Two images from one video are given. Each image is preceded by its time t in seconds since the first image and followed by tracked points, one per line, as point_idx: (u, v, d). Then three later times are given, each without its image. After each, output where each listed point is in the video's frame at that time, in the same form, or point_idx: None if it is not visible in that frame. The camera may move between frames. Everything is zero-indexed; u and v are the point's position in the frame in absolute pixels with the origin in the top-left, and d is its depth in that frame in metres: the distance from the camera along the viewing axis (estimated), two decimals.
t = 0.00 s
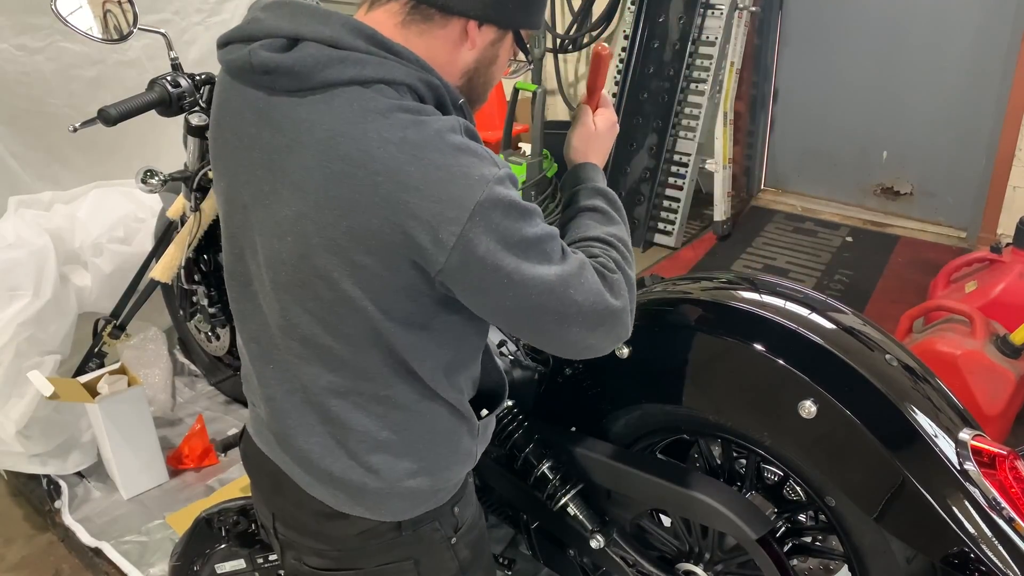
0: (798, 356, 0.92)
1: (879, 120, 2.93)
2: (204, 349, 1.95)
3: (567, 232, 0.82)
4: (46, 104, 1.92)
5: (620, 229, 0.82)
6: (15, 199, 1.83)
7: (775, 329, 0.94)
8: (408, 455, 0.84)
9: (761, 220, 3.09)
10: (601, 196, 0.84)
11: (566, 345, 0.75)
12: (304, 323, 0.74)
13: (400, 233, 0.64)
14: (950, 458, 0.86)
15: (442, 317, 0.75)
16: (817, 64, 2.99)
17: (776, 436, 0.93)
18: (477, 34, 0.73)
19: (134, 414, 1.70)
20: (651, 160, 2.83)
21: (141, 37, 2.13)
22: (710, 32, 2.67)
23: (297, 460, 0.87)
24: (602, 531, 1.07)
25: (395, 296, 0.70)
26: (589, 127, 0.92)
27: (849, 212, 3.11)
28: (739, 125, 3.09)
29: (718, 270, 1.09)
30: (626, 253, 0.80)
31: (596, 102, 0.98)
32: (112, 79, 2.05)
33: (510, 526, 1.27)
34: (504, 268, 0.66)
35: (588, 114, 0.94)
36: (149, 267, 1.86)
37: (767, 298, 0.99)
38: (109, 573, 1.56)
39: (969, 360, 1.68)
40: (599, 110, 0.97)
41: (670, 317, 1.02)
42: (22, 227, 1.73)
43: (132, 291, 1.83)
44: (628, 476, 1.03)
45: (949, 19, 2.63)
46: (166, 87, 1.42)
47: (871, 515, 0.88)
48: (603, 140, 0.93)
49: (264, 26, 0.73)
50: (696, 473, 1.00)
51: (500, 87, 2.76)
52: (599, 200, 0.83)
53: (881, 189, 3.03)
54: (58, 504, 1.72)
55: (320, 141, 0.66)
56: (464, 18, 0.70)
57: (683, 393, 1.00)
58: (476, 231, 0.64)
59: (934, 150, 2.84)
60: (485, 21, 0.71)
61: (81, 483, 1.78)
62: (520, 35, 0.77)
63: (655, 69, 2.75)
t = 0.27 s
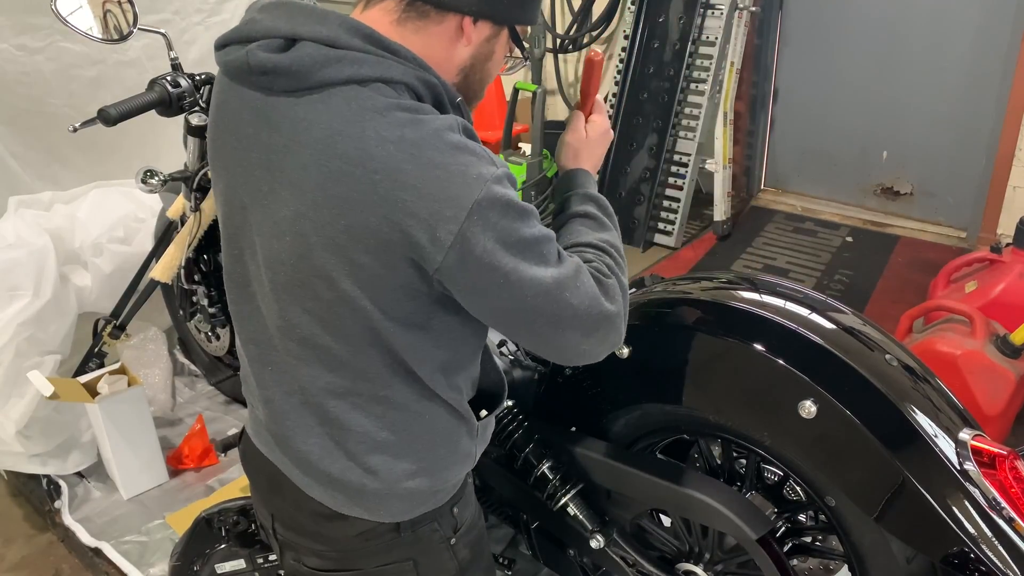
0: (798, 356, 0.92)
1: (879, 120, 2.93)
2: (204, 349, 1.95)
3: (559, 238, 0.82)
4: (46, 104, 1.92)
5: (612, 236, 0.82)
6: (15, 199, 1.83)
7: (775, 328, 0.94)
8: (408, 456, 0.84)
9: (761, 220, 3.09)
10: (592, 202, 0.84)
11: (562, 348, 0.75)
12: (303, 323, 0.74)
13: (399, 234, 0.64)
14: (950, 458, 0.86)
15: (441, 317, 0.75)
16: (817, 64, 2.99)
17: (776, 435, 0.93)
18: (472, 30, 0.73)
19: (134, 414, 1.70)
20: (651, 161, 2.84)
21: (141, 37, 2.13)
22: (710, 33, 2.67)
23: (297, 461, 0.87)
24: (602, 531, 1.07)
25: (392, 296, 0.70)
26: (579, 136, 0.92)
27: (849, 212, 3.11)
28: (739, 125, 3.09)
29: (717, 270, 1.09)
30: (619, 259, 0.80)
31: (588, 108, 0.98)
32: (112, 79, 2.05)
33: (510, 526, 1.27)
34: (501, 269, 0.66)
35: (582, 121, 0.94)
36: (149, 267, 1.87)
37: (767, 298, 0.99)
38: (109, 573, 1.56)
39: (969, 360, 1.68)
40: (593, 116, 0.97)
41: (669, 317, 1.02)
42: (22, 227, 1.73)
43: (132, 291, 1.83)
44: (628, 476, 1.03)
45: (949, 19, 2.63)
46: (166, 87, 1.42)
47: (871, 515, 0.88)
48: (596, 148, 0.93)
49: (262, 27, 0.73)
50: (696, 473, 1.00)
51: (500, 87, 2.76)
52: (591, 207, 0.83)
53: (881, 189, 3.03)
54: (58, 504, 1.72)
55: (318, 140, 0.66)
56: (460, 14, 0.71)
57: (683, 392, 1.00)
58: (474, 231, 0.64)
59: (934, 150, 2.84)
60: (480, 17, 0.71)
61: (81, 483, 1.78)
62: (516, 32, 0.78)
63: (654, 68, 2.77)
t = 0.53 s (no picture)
0: (797, 356, 0.92)
1: (879, 119, 2.93)
2: (204, 349, 1.95)
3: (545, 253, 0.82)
4: (46, 104, 1.92)
5: (598, 255, 0.82)
6: (15, 199, 1.83)
7: (775, 329, 0.94)
8: (407, 456, 0.84)
9: (761, 220, 3.09)
10: (580, 218, 0.84)
11: (544, 362, 0.75)
12: (302, 324, 0.74)
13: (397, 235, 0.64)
14: (949, 458, 0.86)
15: (440, 317, 0.75)
16: (817, 64, 2.99)
17: (776, 435, 0.93)
18: (469, 28, 0.73)
19: (134, 414, 1.70)
20: (651, 160, 2.84)
21: (141, 37, 2.13)
22: (710, 32, 2.67)
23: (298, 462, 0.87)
24: (602, 532, 1.07)
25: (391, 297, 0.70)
26: (568, 150, 0.91)
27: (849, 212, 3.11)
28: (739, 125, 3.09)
29: (718, 270, 1.09)
30: (604, 279, 0.80)
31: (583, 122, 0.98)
32: (112, 79, 2.05)
33: (510, 526, 1.27)
34: (488, 280, 0.66)
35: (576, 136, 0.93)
36: (149, 267, 1.87)
37: (766, 299, 0.99)
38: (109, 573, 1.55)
39: (969, 361, 1.68)
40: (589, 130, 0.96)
41: (669, 317, 1.02)
42: (22, 227, 1.73)
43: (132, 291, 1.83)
44: (628, 476, 1.03)
45: (949, 19, 2.63)
46: (166, 87, 1.42)
47: (871, 515, 0.88)
48: (589, 160, 0.92)
49: (260, 27, 0.73)
50: (696, 473, 1.00)
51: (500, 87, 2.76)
52: (579, 224, 0.83)
53: (880, 189, 3.03)
54: (58, 504, 1.72)
55: (315, 140, 0.66)
56: (457, 12, 0.71)
57: (683, 393, 1.00)
58: (464, 240, 0.64)
59: (934, 150, 2.84)
60: (477, 14, 0.72)
61: (81, 483, 1.78)
62: (513, 32, 0.78)
63: (655, 68, 2.78)
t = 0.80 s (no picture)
0: (798, 356, 0.92)
1: (879, 119, 2.93)
2: (204, 349, 1.95)
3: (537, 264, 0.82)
4: (46, 104, 1.92)
5: (590, 265, 0.82)
6: (15, 199, 1.83)
7: (776, 328, 0.94)
8: (406, 457, 0.84)
9: (761, 220, 3.09)
10: (570, 230, 0.84)
11: (536, 373, 0.75)
12: (301, 324, 0.74)
13: (394, 239, 0.64)
14: (950, 458, 0.86)
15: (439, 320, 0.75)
16: (817, 64, 2.99)
17: (776, 435, 0.93)
18: (467, 27, 0.73)
19: (134, 414, 1.70)
20: (651, 160, 2.84)
21: (141, 37, 2.13)
22: (710, 32, 2.67)
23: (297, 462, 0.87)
24: (602, 531, 1.07)
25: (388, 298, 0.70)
26: (552, 164, 0.92)
27: (849, 212, 3.11)
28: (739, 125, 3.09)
29: (718, 270, 1.09)
30: (595, 289, 0.80)
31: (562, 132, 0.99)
32: (112, 79, 2.05)
33: (510, 525, 1.27)
34: (483, 285, 0.66)
35: (557, 150, 0.94)
36: (149, 267, 1.87)
37: (767, 298, 0.99)
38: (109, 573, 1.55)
39: (969, 361, 1.68)
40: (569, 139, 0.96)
41: (668, 318, 1.02)
42: (22, 227, 1.73)
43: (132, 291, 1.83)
44: (628, 476, 1.03)
45: (949, 19, 2.63)
46: (166, 87, 1.42)
47: (871, 515, 0.88)
48: (572, 177, 0.93)
49: (259, 27, 0.73)
50: (696, 473, 1.00)
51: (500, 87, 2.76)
52: (568, 235, 0.83)
53: (881, 189, 3.03)
54: (58, 504, 1.72)
55: (312, 142, 0.66)
56: (455, 10, 0.71)
57: (683, 393, 1.00)
58: (460, 243, 0.64)
59: (934, 150, 2.84)
60: (475, 13, 0.72)
61: (81, 483, 1.78)
62: (511, 30, 0.78)
63: (654, 68, 2.78)
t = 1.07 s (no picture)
0: (797, 357, 0.92)
1: (879, 119, 2.93)
2: (204, 349, 1.95)
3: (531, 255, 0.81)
4: (46, 104, 1.92)
5: (584, 250, 0.82)
6: (15, 199, 1.83)
7: (775, 329, 0.94)
8: (405, 460, 0.84)
9: (761, 220, 3.09)
10: (560, 217, 0.84)
11: (536, 363, 0.75)
12: (300, 325, 0.74)
13: (390, 237, 0.64)
14: (950, 458, 0.86)
15: (437, 321, 0.75)
16: (817, 64, 2.99)
17: (776, 435, 0.93)
18: (456, 19, 0.74)
19: (134, 414, 1.70)
20: (651, 160, 2.84)
21: (141, 37, 2.13)
22: (710, 32, 2.67)
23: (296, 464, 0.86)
24: (602, 532, 1.07)
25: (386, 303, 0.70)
26: (534, 155, 0.92)
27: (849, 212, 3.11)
28: (739, 125, 3.09)
29: (717, 271, 1.09)
30: (592, 273, 0.80)
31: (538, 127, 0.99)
32: (112, 79, 2.05)
33: (509, 526, 1.27)
34: (485, 276, 0.66)
35: (536, 144, 0.93)
36: (149, 267, 1.87)
37: (766, 298, 0.99)
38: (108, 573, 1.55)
39: (969, 361, 1.68)
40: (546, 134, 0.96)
41: (667, 317, 1.02)
42: (22, 227, 1.73)
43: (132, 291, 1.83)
44: (628, 476, 1.03)
45: (949, 18, 2.63)
46: (166, 87, 1.42)
47: (871, 516, 0.88)
48: (557, 168, 0.92)
49: (252, 29, 0.73)
50: (697, 473, 1.00)
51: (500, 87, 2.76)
52: (559, 221, 0.83)
53: (881, 189, 3.03)
54: (58, 504, 1.72)
55: (307, 142, 0.66)
56: (444, 3, 0.71)
57: (684, 393, 1.00)
58: (460, 235, 0.64)
59: (934, 150, 2.84)
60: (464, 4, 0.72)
61: (81, 483, 1.78)
62: (497, 19, 0.78)
63: (655, 68, 2.78)
